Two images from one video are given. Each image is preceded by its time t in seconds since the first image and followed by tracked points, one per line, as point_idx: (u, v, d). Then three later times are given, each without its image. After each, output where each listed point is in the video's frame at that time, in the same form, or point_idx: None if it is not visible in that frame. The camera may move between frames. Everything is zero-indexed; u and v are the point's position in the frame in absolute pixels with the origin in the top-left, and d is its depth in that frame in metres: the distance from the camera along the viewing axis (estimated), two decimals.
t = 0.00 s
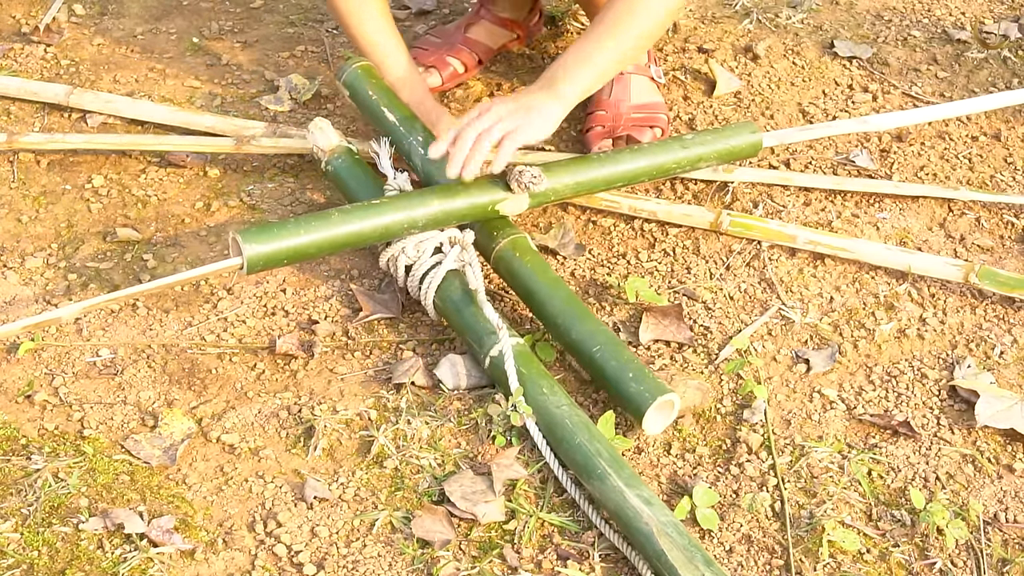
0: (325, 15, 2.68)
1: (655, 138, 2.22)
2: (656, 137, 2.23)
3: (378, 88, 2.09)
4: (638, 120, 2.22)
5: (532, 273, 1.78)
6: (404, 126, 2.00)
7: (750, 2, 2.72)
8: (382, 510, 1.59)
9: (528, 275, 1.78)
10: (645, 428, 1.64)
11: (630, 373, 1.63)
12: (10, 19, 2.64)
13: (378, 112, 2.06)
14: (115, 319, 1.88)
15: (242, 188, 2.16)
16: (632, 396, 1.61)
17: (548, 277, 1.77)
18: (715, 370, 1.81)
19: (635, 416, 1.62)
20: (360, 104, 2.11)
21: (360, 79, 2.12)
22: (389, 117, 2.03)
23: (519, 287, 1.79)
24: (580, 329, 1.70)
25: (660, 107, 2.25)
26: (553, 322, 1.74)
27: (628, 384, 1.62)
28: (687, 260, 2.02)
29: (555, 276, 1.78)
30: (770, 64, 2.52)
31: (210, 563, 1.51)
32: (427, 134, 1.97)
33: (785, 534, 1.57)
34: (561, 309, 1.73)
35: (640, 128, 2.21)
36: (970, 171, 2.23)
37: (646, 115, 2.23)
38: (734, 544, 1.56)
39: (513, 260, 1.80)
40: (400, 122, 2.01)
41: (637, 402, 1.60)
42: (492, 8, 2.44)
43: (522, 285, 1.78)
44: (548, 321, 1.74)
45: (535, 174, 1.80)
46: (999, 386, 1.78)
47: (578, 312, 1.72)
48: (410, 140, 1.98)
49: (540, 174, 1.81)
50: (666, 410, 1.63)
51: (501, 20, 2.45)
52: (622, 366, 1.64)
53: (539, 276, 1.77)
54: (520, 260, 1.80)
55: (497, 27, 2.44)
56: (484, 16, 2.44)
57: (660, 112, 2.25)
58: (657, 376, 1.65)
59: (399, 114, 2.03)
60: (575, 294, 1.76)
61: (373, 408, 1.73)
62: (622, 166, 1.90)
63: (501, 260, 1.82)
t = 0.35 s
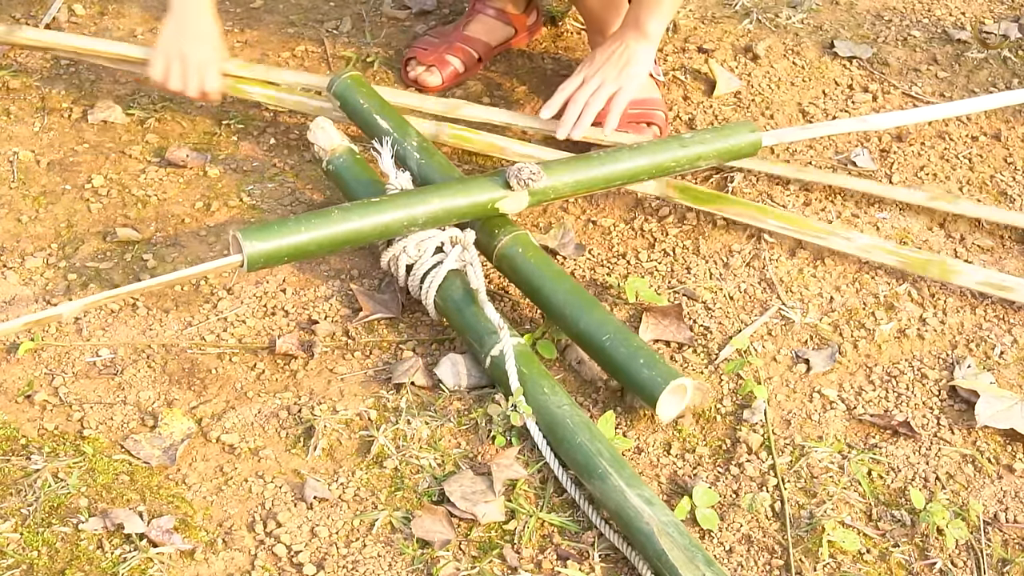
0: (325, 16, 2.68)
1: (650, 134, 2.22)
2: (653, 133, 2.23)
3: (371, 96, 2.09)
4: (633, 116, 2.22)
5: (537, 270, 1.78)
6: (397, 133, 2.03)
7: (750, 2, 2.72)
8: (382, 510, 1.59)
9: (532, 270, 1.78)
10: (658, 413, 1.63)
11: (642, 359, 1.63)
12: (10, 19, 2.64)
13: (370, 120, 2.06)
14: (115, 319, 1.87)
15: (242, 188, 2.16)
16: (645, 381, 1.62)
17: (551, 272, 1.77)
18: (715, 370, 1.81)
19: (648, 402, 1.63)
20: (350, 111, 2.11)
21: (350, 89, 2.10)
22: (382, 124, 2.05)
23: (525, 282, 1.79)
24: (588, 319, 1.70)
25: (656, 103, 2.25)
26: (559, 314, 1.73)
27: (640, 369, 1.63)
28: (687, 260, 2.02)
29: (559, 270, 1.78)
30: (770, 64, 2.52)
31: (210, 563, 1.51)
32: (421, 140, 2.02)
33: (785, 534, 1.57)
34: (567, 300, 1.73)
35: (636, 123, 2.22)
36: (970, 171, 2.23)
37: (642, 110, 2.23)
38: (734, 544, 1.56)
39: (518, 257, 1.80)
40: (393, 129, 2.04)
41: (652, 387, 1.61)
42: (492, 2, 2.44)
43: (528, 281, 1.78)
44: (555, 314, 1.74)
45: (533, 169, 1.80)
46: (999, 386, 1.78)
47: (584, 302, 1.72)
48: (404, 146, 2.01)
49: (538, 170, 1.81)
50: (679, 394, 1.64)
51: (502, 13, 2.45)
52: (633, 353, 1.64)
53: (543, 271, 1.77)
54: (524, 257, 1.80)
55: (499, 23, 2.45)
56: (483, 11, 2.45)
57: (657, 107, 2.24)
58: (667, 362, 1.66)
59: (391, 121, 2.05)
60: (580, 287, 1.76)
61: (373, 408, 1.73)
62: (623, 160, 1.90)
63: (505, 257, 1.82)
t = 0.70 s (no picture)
0: (325, 16, 2.68)
1: (650, 134, 2.23)
2: (652, 132, 2.24)
3: (370, 98, 2.09)
4: (633, 117, 2.23)
5: (537, 269, 1.78)
6: (396, 134, 2.04)
7: (750, 2, 2.72)
8: (382, 510, 1.59)
9: (532, 270, 1.78)
10: (659, 413, 1.63)
11: (642, 359, 1.63)
12: (10, 19, 2.64)
13: (370, 120, 2.07)
14: (115, 319, 1.88)
15: (241, 188, 2.16)
16: (646, 381, 1.61)
17: (551, 272, 1.77)
18: (716, 370, 1.81)
19: (649, 403, 1.62)
20: (349, 112, 2.11)
21: (349, 90, 2.11)
22: (381, 125, 2.05)
23: (524, 283, 1.79)
24: (588, 319, 1.70)
25: (656, 102, 2.26)
26: (560, 315, 1.73)
27: (641, 369, 1.62)
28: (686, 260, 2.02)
29: (559, 270, 1.78)
30: (769, 64, 2.52)
31: (209, 563, 1.51)
32: (420, 141, 2.02)
33: (785, 534, 1.57)
34: (568, 301, 1.72)
35: (635, 123, 2.22)
36: (970, 171, 2.23)
37: (641, 111, 2.24)
38: (734, 544, 1.56)
39: (517, 256, 1.80)
40: (392, 130, 2.04)
41: (652, 387, 1.60)
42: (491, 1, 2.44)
43: (528, 280, 1.78)
44: (555, 315, 1.74)
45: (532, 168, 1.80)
46: (999, 386, 1.78)
47: (584, 303, 1.72)
48: (401, 146, 2.01)
49: (537, 169, 1.81)
50: (680, 394, 1.64)
51: (502, 12, 2.45)
52: (633, 353, 1.64)
53: (543, 271, 1.77)
54: (523, 256, 1.80)
55: (499, 22, 2.45)
56: (482, 10, 2.44)
57: (655, 107, 2.25)
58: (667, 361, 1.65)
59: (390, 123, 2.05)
60: (580, 287, 1.76)
61: (373, 408, 1.73)
62: (623, 164, 1.89)
63: (504, 256, 1.81)
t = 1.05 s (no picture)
0: (325, 15, 2.68)
1: (651, 134, 2.23)
2: (653, 132, 2.24)
3: (371, 105, 2.09)
4: (634, 116, 2.23)
5: (536, 266, 1.78)
6: (397, 139, 2.03)
7: (750, 2, 2.72)
8: (382, 510, 1.59)
9: (532, 268, 1.78)
10: (660, 405, 1.63)
11: (642, 351, 1.63)
12: (10, 19, 2.64)
13: (371, 127, 2.06)
14: (115, 318, 1.88)
15: (241, 188, 2.16)
16: (645, 373, 1.61)
17: (551, 268, 1.77)
18: (716, 370, 1.81)
19: (649, 395, 1.62)
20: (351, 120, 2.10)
21: (350, 98, 2.10)
22: (382, 131, 2.04)
23: (524, 279, 1.79)
24: (587, 314, 1.70)
25: (656, 101, 2.26)
26: (559, 310, 1.73)
27: (640, 362, 1.62)
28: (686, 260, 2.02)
29: (559, 266, 1.78)
30: (769, 64, 2.52)
31: (209, 563, 1.51)
32: (420, 146, 2.02)
33: (785, 534, 1.57)
34: (566, 298, 1.72)
35: (636, 123, 2.23)
36: (970, 171, 2.23)
37: (642, 110, 2.23)
38: (734, 544, 1.56)
39: (517, 253, 1.80)
40: (393, 135, 2.04)
41: (651, 378, 1.60)
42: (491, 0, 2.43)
43: (527, 278, 1.78)
44: (555, 310, 1.74)
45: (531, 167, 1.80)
46: (998, 386, 1.79)
47: (583, 298, 1.72)
48: (402, 150, 2.01)
49: (536, 168, 1.81)
50: (680, 385, 1.63)
51: (501, 10, 2.44)
52: (633, 346, 1.64)
53: (543, 267, 1.77)
54: (523, 253, 1.80)
55: (499, 21, 2.45)
56: (482, 9, 2.44)
57: (655, 105, 2.25)
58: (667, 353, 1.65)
59: (390, 128, 2.05)
60: (579, 283, 1.76)
61: (373, 407, 1.73)
62: (623, 162, 1.89)
63: (504, 255, 1.82)
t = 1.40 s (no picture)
0: (325, 16, 2.68)
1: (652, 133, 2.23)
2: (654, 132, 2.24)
3: (372, 93, 2.11)
4: (634, 116, 2.25)
5: (536, 269, 1.78)
6: (397, 130, 2.04)
7: (750, 2, 2.72)
8: (382, 510, 1.59)
9: (532, 271, 1.78)
10: (657, 416, 1.64)
11: (640, 363, 1.63)
12: (10, 19, 2.64)
13: (371, 115, 2.08)
14: (115, 318, 1.88)
15: (241, 188, 2.16)
16: (644, 384, 1.61)
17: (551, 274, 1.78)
18: (716, 370, 1.81)
19: (646, 405, 1.63)
20: (355, 112, 2.12)
21: (350, 85, 2.12)
22: (382, 120, 2.05)
23: (524, 284, 1.79)
24: (587, 322, 1.70)
25: (657, 100, 2.27)
26: (559, 317, 1.73)
27: (638, 373, 1.62)
28: (686, 260, 2.02)
29: (559, 273, 1.78)
30: (769, 64, 2.52)
31: (209, 563, 1.51)
32: (421, 138, 2.02)
33: (785, 534, 1.57)
34: (565, 306, 1.72)
35: (636, 123, 2.24)
36: (970, 171, 2.23)
37: (642, 109, 2.25)
38: (734, 544, 1.56)
39: (517, 257, 1.81)
40: (393, 126, 2.05)
41: (650, 390, 1.60)
42: None
43: (527, 281, 1.79)
44: (555, 316, 1.74)
45: (532, 169, 1.80)
46: (999, 385, 1.78)
47: (583, 305, 1.72)
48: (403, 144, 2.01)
49: (537, 169, 1.81)
50: (677, 396, 1.64)
51: (500, 9, 2.44)
52: (632, 357, 1.64)
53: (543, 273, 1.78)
54: (523, 257, 1.80)
55: (498, 20, 2.44)
56: (481, 8, 2.44)
57: (656, 106, 2.26)
58: (666, 364, 1.65)
59: (392, 120, 2.05)
60: (579, 288, 1.76)
61: (373, 407, 1.73)
62: (624, 162, 1.89)
63: (505, 256, 1.82)
